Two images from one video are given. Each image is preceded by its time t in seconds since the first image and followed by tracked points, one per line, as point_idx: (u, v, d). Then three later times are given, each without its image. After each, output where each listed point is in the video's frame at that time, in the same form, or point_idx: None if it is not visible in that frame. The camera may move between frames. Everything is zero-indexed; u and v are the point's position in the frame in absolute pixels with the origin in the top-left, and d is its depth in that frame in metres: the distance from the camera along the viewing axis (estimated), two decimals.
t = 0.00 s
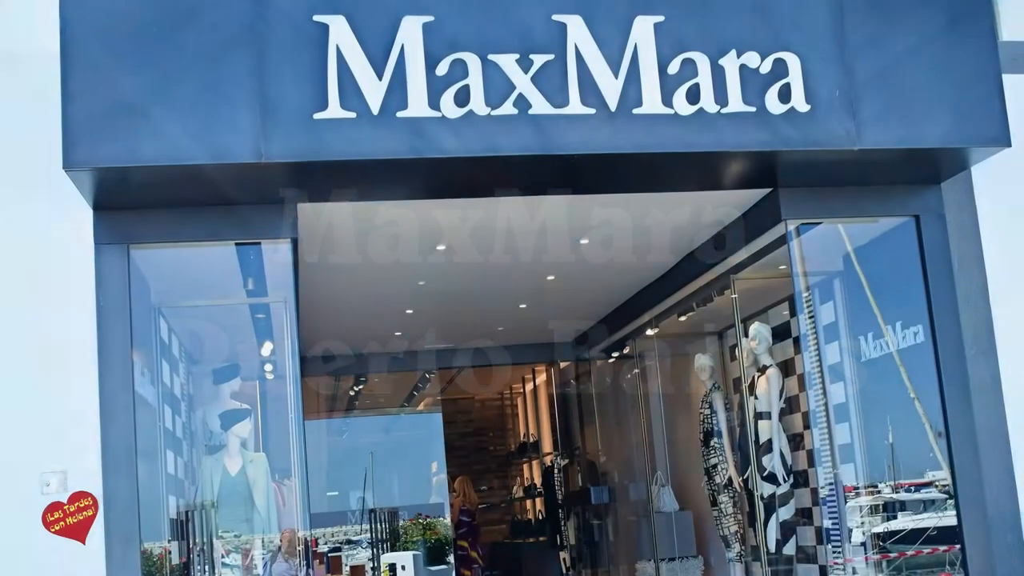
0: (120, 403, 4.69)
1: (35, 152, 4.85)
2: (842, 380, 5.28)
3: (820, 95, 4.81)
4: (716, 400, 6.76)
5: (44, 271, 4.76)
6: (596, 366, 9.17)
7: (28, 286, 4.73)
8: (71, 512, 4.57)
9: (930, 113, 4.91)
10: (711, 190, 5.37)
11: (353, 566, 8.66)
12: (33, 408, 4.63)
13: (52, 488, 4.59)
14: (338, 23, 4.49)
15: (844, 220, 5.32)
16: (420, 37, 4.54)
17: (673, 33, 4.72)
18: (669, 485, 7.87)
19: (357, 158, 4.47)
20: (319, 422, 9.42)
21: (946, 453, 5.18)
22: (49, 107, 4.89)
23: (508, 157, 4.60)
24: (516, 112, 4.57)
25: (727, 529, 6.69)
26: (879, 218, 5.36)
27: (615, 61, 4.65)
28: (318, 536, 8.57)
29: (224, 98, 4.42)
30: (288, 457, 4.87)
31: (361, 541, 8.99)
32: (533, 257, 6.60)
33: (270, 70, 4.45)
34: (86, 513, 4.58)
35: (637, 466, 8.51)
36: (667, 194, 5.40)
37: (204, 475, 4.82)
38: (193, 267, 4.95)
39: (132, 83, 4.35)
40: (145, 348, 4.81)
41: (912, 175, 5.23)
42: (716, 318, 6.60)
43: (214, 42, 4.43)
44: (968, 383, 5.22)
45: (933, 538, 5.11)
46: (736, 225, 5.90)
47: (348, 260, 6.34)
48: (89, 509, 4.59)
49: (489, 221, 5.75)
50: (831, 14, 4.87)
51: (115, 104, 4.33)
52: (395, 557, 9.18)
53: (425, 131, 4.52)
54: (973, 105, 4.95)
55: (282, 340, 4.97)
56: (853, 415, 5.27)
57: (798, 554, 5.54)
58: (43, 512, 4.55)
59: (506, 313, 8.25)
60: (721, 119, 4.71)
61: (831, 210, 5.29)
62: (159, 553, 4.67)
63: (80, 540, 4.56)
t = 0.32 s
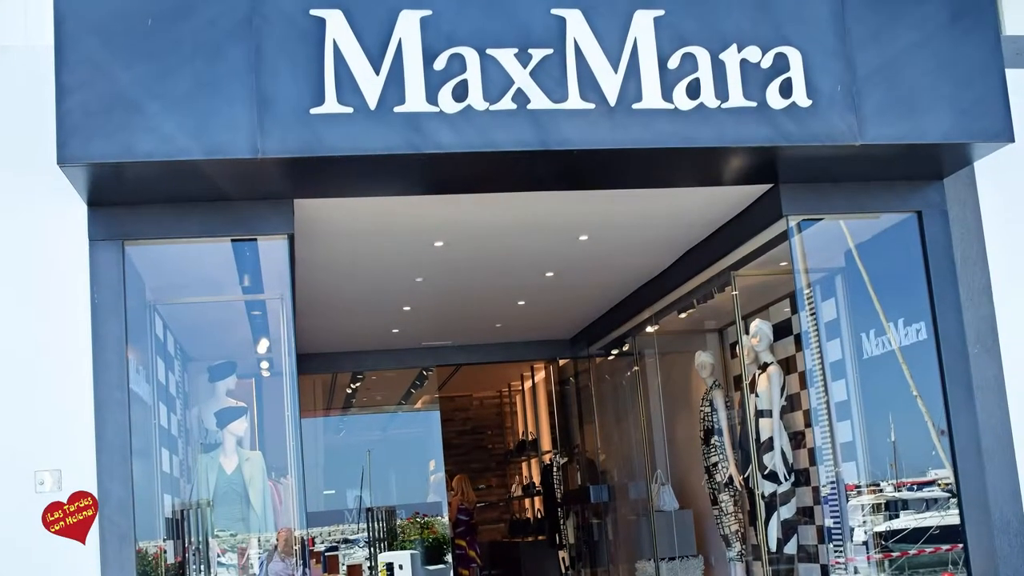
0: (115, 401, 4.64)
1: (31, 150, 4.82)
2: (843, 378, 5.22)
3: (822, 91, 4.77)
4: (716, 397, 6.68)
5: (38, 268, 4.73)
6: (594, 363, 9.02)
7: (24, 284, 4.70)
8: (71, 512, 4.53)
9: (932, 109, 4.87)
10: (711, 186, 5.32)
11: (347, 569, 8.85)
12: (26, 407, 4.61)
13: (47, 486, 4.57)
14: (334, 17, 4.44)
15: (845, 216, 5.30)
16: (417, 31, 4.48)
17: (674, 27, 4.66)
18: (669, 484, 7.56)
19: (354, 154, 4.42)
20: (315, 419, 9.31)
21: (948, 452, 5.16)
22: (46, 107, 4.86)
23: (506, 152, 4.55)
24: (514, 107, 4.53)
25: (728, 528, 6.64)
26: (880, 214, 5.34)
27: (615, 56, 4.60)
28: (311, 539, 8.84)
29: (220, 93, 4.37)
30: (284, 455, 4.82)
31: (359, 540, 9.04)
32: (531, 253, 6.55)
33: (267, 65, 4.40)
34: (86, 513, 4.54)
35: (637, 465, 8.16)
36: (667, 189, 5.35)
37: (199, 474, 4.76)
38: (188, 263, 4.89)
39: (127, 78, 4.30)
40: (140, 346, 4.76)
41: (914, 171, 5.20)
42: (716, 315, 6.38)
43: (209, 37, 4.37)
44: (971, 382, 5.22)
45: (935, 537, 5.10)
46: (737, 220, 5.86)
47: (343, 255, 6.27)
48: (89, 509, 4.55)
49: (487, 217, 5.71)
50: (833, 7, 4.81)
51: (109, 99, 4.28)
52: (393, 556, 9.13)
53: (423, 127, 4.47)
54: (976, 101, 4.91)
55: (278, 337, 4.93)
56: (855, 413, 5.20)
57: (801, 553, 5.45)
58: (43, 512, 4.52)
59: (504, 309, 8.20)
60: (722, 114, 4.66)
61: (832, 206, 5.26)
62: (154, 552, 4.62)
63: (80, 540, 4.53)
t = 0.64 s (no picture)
0: (109, 397, 4.60)
1: (23, 143, 4.76)
2: (845, 374, 5.18)
3: (823, 84, 4.72)
4: (716, 393, 6.62)
5: (32, 263, 4.67)
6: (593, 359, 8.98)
7: (17, 278, 4.64)
8: (71, 512, 4.43)
9: (934, 102, 4.82)
10: (711, 180, 5.27)
11: (345, 567, 8.82)
12: (20, 403, 4.54)
13: (40, 484, 4.50)
14: (330, 9, 4.38)
15: (847, 211, 5.26)
16: (414, 24, 4.42)
17: (674, 20, 4.61)
18: (669, 481, 7.51)
19: (351, 148, 4.37)
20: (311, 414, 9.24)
21: (950, 449, 5.13)
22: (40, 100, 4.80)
23: (504, 146, 4.50)
24: (512, 100, 4.47)
25: (728, 526, 6.60)
26: (882, 208, 5.30)
27: (614, 49, 4.55)
28: (308, 535, 8.68)
29: (215, 86, 4.31)
30: (280, 452, 4.77)
31: (355, 538, 8.94)
32: (528, 248, 6.50)
33: (262, 58, 4.34)
34: (86, 513, 4.45)
35: (637, 462, 8.11)
36: (666, 183, 5.30)
37: (194, 471, 4.70)
38: (183, 259, 4.84)
39: (120, 71, 4.24)
40: (134, 342, 4.72)
41: (916, 165, 5.17)
42: (716, 310, 6.31)
43: (204, 29, 4.32)
44: (973, 378, 5.19)
45: (938, 535, 5.07)
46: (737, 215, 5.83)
47: (339, 250, 6.21)
48: (89, 509, 4.46)
49: (485, 211, 5.66)
50: None
51: (103, 93, 4.23)
52: (390, 553, 9.08)
53: (420, 120, 4.42)
54: (978, 94, 4.86)
55: (274, 333, 4.87)
56: (856, 409, 5.16)
57: (802, 551, 5.35)
58: (43, 512, 4.41)
59: (502, 305, 8.16)
60: (723, 108, 4.61)
61: (834, 200, 5.22)
62: (148, 550, 4.56)
63: (80, 540, 4.42)
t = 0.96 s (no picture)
0: (102, 392, 4.55)
1: (16, 135, 4.70)
2: (845, 369, 5.13)
3: (824, 76, 4.67)
4: (715, 388, 6.57)
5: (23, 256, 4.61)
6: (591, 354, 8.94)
7: (8, 271, 4.58)
8: (71, 511, 4.40)
9: (936, 94, 4.77)
10: (710, 173, 5.22)
11: (340, 564, 8.64)
12: (12, 397, 4.48)
13: (32, 479, 4.44)
14: None
15: (847, 204, 5.22)
16: (410, 15, 4.37)
17: (674, 11, 4.56)
18: (667, 477, 7.48)
19: (346, 141, 4.31)
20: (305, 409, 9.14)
21: (952, 445, 5.09)
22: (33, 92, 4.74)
23: (502, 139, 4.45)
24: (509, 92, 4.42)
25: (727, 522, 6.58)
26: (883, 201, 5.26)
27: (613, 40, 4.49)
28: (303, 531, 8.66)
29: (209, 78, 4.25)
30: (275, 448, 4.72)
31: (350, 534, 8.84)
32: (526, 242, 6.45)
33: (256, 49, 4.29)
34: (86, 513, 4.42)
35: (635, 457, 8.06)
36: (665, 176, 5.25)
37: (188, 467, 4.67)
38: (177, 252, 4.78)
39: (114, 63, 4.18)
40: (128, 335, 4.66)
41: (917, 158, 5.12)
42: (715, 304, 6.29)
43: (198, 21, 4.26)
44: (975, 373, 5.16)
45: (939, 531, 5.04)
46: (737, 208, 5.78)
47: (335, 243, 6.16)
48: (89, 509, 4.43)
49: (483, 205, 5.61)
50: None
51: (96, 85, 4.17)
52: (386, 550, 8.96)
53: (417, 113, 4.36)
54: (980, 86, 4.82)
55: (269, 327, 4.83)
56: (857, 404, 5.11)
57: (801, 547, 5.32)
58: (42, 512, 4.36)
59: (500, 299, 8.12)
60: (722, 100, 4.56)
61: (834, 193, 5.18)
62: (142, 547, 4.52)
63: (81, 540, 4.40)
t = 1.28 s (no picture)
0: (94, 385, 4.49)
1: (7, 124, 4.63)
2: (845, 361, 5.10)
3: (824, 67, 4.62)
4: (715, 381, 6.53)
5: (15, 248, 4.55)
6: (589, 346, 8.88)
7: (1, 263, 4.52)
8: (71, 512, 4.38)
9: (937, 84, 4.72)
10: (709, 164, 5.18)
11: (335, 559, 8.67)
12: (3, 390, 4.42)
13: (24, 473, 4.38)
14: None
15: (847, 195, 5.17)
16: (405, 4, 4.31)
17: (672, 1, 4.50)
18: (665, 471, 7.44)
19: (340, 131, 4.26)
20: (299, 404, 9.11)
21: (953, 438, 5.05)
22: (24, 81, 4.68)
23: (499, 130, 4.39)
24: (506, 82, 4.36)
25: (725, 516, 6.55)
26: (883, 192, 5.22)
27: (610, 30, 4.44)
28: (297, 526, 8.62)
29: (202, 68, 4.20)
30: (269, 441, 4.67)
31: (346, 529, 8.83)
32: (522, 234, 6.41)
33: (250, 39, 4.23)
34: (86, 513, 4.39)
35: (633, 450, 8.01)
36: (664, 167, 5.21)
37: (181, 460, 4.60)
38: (170, 244, 4.73)
39: (106, 52, 4.12)
40: (120, 328, 4.61)
41: (917, 149, 5.08)
42: (714, 296, 6.22)
43: (190, 10, 4.20)
44: (976, 365, 5.12)
45: (939, 525, 5.00)
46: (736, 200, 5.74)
47: (330, 234, 6.10)
48: (89, 509, 4.40)
49: (479, 196, 5.55)
50: None
51: (88, 75, 4.11)
52: (381, 545, 8.96)
53: (412, 103, 4.31)
54: (981, 76, 4.77)
55: (263, 320, 4.77)
56: (857, 397, 5.08)
57: (801, 542, 5.28)
58: (43, 512, 4.35)
59: (496, 291, 8.07)
60: (721, 90, 4.51)
61: (834, 185, 5.13)
62: (135, 541, 4.46)
63: (80, 540, 4.37)
